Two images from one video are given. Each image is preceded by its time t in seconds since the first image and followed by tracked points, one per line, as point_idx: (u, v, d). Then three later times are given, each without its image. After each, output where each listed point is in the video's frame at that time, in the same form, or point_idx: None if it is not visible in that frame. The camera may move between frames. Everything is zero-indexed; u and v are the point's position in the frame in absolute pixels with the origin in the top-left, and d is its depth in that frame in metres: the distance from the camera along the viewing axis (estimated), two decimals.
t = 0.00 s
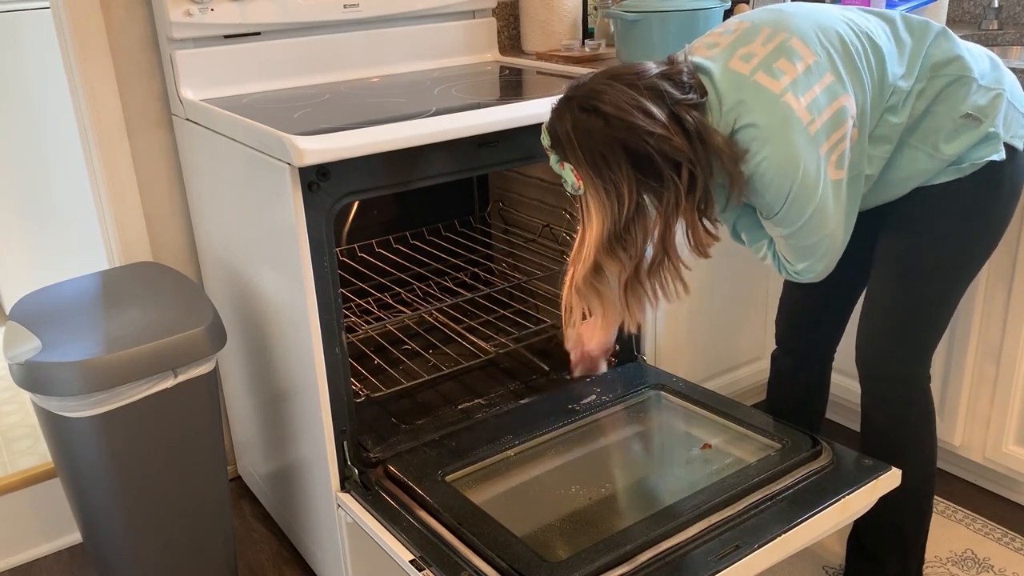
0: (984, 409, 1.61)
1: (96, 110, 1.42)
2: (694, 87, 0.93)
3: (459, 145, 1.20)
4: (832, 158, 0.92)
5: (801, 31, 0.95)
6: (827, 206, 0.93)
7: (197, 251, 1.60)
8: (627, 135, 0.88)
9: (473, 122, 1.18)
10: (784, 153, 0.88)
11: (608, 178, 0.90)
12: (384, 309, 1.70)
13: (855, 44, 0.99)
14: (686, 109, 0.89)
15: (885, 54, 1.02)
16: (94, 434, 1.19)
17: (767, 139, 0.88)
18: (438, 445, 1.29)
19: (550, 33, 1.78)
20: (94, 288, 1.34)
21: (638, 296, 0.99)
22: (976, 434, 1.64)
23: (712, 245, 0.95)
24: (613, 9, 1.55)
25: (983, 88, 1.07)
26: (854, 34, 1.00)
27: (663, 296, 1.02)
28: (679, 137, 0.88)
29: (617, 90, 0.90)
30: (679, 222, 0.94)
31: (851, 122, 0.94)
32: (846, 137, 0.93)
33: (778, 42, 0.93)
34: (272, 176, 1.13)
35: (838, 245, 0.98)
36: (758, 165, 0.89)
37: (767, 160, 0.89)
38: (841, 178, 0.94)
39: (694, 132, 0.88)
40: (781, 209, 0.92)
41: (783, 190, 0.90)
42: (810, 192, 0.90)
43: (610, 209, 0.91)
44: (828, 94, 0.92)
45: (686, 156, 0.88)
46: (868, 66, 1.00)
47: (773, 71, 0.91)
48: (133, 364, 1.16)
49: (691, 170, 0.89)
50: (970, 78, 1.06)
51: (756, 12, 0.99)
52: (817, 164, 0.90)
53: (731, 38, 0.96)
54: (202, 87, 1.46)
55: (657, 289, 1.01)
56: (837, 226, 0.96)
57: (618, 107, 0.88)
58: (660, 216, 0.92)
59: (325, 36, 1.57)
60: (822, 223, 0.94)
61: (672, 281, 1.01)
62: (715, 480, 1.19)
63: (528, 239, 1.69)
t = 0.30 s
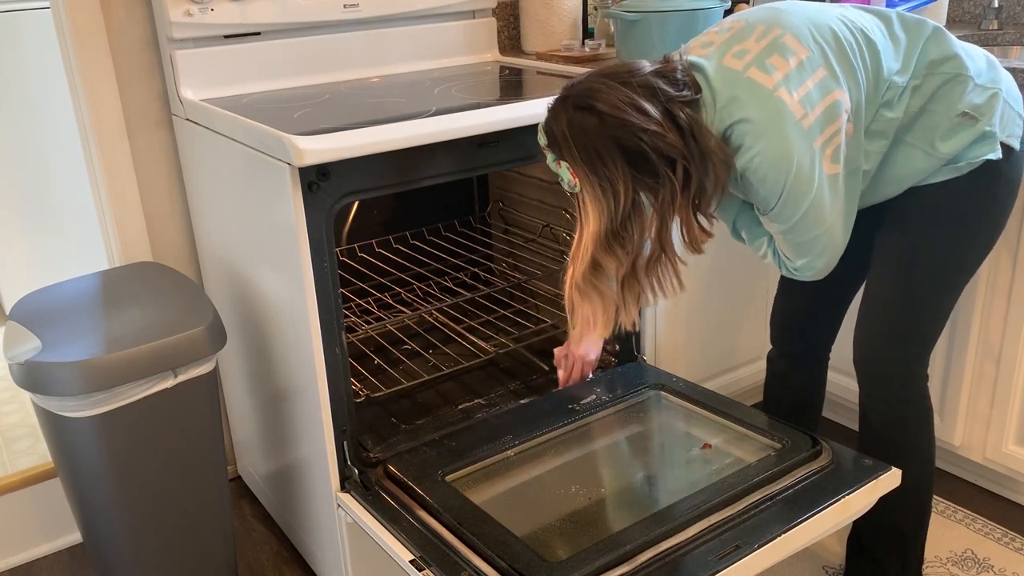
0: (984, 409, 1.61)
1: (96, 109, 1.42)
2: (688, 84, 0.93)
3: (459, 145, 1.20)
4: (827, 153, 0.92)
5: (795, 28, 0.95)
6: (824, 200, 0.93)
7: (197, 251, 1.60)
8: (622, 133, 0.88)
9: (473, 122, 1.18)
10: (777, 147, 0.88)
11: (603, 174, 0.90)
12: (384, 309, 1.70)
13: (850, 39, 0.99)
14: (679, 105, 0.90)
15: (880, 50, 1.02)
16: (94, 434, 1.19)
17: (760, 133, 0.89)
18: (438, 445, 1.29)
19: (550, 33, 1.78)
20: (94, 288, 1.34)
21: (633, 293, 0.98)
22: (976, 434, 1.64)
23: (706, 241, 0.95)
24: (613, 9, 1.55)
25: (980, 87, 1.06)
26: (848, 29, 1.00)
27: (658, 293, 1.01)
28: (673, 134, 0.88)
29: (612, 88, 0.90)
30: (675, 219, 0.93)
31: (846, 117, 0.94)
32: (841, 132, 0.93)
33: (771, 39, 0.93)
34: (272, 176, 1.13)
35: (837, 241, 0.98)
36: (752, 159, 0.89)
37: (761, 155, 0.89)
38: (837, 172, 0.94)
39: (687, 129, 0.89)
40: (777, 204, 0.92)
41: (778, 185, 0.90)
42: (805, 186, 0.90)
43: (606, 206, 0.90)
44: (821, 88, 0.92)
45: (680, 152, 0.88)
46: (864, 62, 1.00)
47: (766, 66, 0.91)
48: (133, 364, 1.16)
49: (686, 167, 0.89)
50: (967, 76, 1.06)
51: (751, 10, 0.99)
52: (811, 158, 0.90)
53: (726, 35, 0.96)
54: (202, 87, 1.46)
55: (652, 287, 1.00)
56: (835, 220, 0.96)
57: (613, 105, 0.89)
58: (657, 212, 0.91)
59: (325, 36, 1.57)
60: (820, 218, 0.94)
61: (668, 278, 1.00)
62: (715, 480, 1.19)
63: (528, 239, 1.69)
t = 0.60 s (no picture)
0: (984, 409, 1.61)
1: (96, 109, 1.42)
2: (686, 77, 0.94)
3: (459, 145, 1.20)
4: (828, 144, 0.91)
5: (797, 21, 0.95)
6: (824, 192, 0.93)
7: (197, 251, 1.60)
8: (616, 125, 0.88)
9: (473, 122, 1.18)
10: (776, 137, 0.88)
11: (596, 167, 0.90)
12: (384, 309, 1.70)
13: (852, 33, 0.99)
14: (675, 98, 0.90)
15: (883, 44, 1.02)
16: (94, 434, 1.19)
17: (761, 123, 0.89)
18: (438, 445, 1.29)
19: (550, 33, 1.78)
20: (94, 288, 1.34)
21: (626, 284, 0.99)
22: (976, 434, 1.64)
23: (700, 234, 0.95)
24: (613, 9, 1.55)
25: (983, 85, 1.07)
26: (851, 23, 1.00)
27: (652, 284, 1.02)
28: (668, 127, 0.88)
29: (608, 81, 0.90)
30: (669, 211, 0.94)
31: (847, 109, 0.93)
32: (842, 124, 0.92)
33: (772, 31, 0.93)
34: (272, 176, 1.13)
35: (840, 235, 0.98)
36: (752, 150, 0.89)
37: (761, 145, 0.89)
38: (840, 165, 0.93)
39: (683, 122, 0.89)
40: (777, 195, 0.92)
41: (777, 175, 0.90)
42: (805, 177, 0.90)
43: (599, 198, 0.91)
44: (822, 80, 0.92)
45: (674, 146, 0.88)
46: (865, 55, 1.00)
47: (766, 57, 0.91)
48: (133, 364, 1.16)
49: (680, 160, 0.89)
50: (970, 73, 1.06)
51: (753, 4, 0.99)
52: (812, 149, 0.90)
53: (727, 29, 0.96)
54: (202, 87, 1.46)
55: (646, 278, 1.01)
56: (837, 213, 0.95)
57: (608, 98, 0.89)
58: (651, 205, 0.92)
59: (325, 36, 1.57)
60: (820, 210, 0.94)
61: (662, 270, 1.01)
62: (715, 480, 1.19)
63: (528, 239, 1.69)
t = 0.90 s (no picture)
0: (984, 409, 1.61)
1: (96, 109, 1.42)
2: (691, 90, 0.93)
3: (459, 145, 1.20)
4: (838, 150, 0.92)
5: (800, 26, 0.95)
6: (836, 199, 0.93)
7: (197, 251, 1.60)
8: (623, 142, 0.88)
9: (473, 122, 1.18)
10: (789, 145, 0.88)
11: (603, 184, 0.90)
12: (384, 309, 1.70)
13: (855, 38, 0.99)
14: (682, 112, 0.90)
15: (886, 47, 1.03)
16: (94, 434, 1.19)
17: (771, 133, 0.88)
18: (438, 445, 1.29)
19: (550, 33, 1.78)
20: (94, 288, 1.34)
21: (635, 300, 0.99)
22: (976, 434, 1.64)
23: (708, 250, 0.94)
24: (613, 8, 1.55)
25: (986, 84, 1.06)
26: (853, 28, 1.00)
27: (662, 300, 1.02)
28: (675, 142, 0.88)
29: (614, 97, 0.90)
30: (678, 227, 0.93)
31: (855, 113, 0.94)
32: (850, 129, 0.93)
33: (775, 38, 0.93)
34: (272, 176, 1.13)
35: (851, 241, 0.98)
36: (764, 159, 0.89)
37: (774, 154, 0.88)
38: (849, 170, 0.94)
39: (690, 136, 0.88)
40: (790, 205, 0.92)
41: (791, 185, 0.89)
42: (818, 185, 0.90)
43: (606, 216, 0.91)
44: (828, 86, 0.92)
45: (682, 162, 0.88)
46: (869, 59, 1.00)
47: (771, 66, 0.91)
48: (133, 364, 1.16)
49: (688, 176, 0.89)
50: (973, 74, 1.06)
51: (754, 11, 0.99)
52: (823, 156, 0.90)
53: (728, 39, 0.96)
54: (202, 87, 1.46)
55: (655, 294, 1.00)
56: (848, 219, 0.95)
57: (614, 114, 0.88)
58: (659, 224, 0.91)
59: (325, 36, 1.57)
60: (833, 217, 0.93)
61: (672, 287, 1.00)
62: (715, 480, 1.19)
63: (528, 239, 1.69)
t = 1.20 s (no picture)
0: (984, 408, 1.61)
1: (96, 109, 1.42)
2: (696, 97, 0.93)
3: (459, 146, 1.20)
4: (841, 161, 0.92)
5: (805, 34, 0.95)
6: (836, 211, 0.93)
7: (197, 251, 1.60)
8: (627, 150, 0.88)
9: (473, 122, 1.18)
10: (791, 158, 0.87)
11: (606, 192, 0.90)
12: (384, 309, 1.70)
13: (860, 45, 0.99)
14: (685, 121, 0.90)
15: (891, 54, 1.03)
16: (94, 434, 1.19)
17: (774, 145, 0.88)
18: (438, 445, 1.29)
19: (550, 33, 1.78)
20: (94, 288, 1.34)
21: (636, 309, 1.00)
22: (976, 434, 1.64)
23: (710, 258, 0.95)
24: (613, 9, 1.55)
25: (989, 88, 1.07)
26: (858, 35, 1.00)
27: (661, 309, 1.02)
28: (679, 151, 0.88)
29: (617, 104, 0.90)
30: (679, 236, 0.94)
31: (858, 124, 0.94)
32: (853, 140, 0.93)
33: (781, 46, 0.93)
34: (272, 176, 1.13)
35: (848, 250, 0.98)
36: (766, 171, 0.89)
37: (777, 166, 0.88)
38: (851, 179, 0.94)
39: (694, 144, 0.89)
40: (790, 216, 0.92)
41: (792, 197, 0.89)
42: (819, 198, 0.90)
43: (609, 224, 0.91)
44: (832, 96, 0.92)
45: (685, 170, 0.88)
46: (874, 66, 1.00)
47: (776, 75, 0.91)
48: (133, 364, 1.16)
49: (691, 185, 0.89)
50: (977, 79, 1.06)
51: (759, 15, 1.00)
52: (825, 168, 0.90)
53: (733, 43, 0.97)
54: (202, 87, 1.46)
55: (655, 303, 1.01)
56: (847, 230, 0.96)
57: (618, 122, 0.88)
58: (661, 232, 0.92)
59: (325, 36, 1.57)
60: (832, 228, 0.93)
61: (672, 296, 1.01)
62: (715, 480, 1.19)
63: (528, 239, 1.69)
